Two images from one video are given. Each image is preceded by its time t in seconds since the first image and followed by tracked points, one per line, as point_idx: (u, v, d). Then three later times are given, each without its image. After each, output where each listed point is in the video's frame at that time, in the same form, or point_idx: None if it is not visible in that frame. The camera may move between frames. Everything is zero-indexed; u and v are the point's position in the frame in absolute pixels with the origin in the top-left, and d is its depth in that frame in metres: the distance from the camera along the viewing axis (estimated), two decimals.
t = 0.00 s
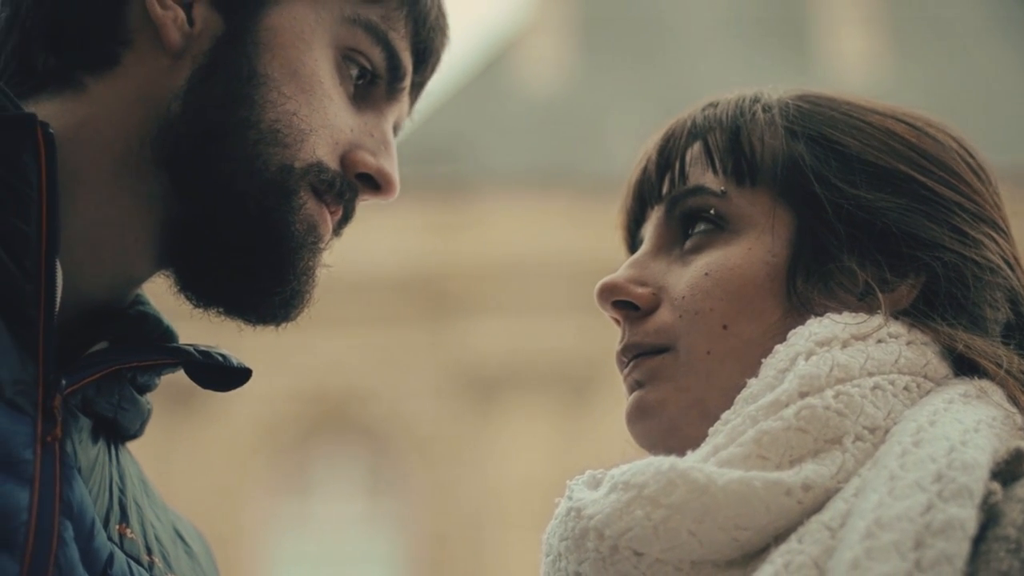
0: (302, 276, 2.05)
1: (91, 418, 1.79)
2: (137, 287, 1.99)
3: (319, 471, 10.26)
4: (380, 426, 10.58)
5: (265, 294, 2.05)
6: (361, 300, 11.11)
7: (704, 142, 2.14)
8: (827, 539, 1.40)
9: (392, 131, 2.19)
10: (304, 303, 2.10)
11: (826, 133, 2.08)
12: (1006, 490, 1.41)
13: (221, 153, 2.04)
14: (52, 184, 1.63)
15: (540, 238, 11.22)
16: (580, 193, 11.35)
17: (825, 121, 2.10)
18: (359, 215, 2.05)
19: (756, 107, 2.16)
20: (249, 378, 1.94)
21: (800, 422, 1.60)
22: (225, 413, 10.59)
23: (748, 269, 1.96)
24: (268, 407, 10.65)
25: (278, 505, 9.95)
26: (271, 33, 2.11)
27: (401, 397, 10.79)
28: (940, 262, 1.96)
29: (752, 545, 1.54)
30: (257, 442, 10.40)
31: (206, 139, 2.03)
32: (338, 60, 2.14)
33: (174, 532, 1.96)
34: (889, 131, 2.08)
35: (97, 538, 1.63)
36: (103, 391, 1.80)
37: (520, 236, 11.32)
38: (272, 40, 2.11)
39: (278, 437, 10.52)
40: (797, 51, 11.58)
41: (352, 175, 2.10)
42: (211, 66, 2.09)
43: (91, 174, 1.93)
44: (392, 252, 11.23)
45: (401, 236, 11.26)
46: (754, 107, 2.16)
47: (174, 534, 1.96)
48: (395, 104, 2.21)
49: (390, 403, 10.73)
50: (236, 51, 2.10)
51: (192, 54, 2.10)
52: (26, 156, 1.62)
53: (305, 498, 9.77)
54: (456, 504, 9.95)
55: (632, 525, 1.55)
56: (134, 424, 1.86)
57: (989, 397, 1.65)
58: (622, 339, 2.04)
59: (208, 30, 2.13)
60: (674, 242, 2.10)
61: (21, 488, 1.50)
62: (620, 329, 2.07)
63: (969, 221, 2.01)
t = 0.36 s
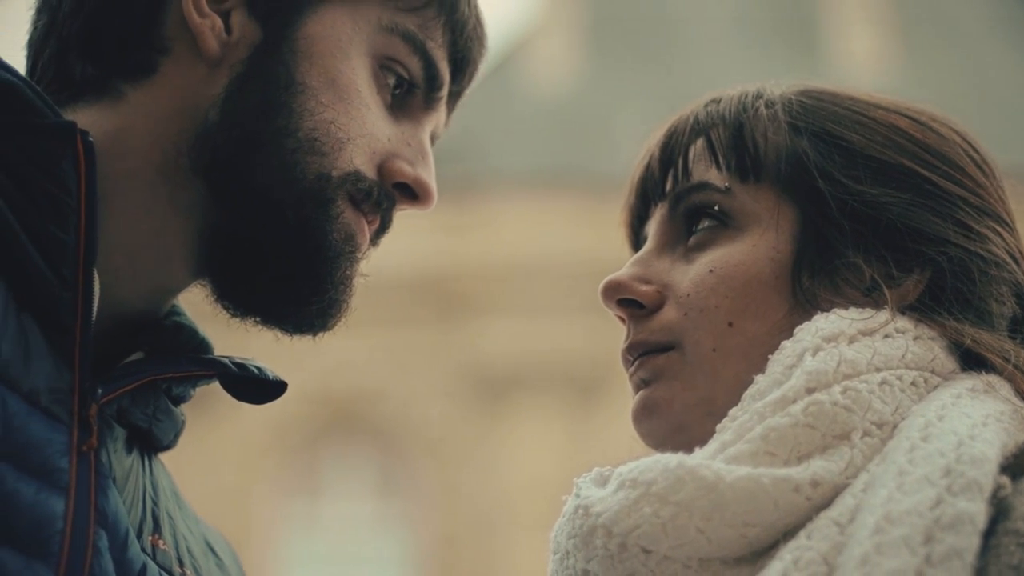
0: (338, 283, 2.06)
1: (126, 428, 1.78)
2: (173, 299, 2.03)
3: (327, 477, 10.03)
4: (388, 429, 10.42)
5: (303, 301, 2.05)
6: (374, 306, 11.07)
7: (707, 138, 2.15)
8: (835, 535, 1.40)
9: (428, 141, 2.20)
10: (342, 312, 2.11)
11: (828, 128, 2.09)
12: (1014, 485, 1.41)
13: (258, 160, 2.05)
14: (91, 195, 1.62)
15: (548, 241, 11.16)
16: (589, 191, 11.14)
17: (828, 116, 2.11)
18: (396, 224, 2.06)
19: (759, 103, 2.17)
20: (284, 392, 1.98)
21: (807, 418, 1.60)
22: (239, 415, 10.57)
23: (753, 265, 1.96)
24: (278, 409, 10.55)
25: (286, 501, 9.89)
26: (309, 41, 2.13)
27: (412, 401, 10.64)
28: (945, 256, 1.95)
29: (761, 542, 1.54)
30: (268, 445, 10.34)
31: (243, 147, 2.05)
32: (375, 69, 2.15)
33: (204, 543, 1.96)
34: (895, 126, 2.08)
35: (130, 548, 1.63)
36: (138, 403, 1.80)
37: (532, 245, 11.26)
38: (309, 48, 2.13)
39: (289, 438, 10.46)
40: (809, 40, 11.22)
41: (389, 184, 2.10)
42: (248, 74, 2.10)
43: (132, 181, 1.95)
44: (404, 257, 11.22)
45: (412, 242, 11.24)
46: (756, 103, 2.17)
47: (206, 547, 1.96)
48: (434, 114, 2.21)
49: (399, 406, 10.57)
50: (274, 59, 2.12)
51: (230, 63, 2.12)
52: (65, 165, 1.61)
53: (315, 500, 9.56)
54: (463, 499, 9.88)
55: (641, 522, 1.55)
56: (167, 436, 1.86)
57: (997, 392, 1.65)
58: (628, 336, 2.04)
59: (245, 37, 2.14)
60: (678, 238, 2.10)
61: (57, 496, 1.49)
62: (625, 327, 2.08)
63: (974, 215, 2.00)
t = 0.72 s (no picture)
0: (377, 292, 2.05)
1: (160, 438, 1.77)
2: (208, 311, 2.02)
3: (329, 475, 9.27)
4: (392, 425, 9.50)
5: (340, 312, 2.05)
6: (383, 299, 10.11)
7: (711, 132, 2.16)
8: (841, 529, 1.40)
9: (464, 150, 2.22)
10: (377, 321, 2.10)
11: (833, 121, 2.09)
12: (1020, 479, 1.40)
13: (297, 165, 2.04)
14: (132, 200, 1.59)
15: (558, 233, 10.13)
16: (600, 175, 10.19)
17: (833, 109, 2.11)
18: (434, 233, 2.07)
19: (763, 96, 2.17)
20: (320, 408, 2.02)
21: (812, 412, 1.59)
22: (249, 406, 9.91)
23: (757, 258, 1.95)
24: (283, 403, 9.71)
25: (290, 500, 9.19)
26: (347, 48, 2.15)
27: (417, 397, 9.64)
28: (949, 247, 1.94)
29: (766, 537, 1.53)
30: (273, 441, 9.51)
31: (282, 154, 2.05)
32: (412, 78, 2.17)
33: (232, 556, 1.96)
34: (900, 117, 2.08)
35: (162, 560, 1.59)
36: (172, 414, 1.78)
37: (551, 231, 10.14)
38: (344, 57, 2.14)
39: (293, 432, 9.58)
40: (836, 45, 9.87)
41: (427, 193, 2.12)
42: (288, 81, 2.12)
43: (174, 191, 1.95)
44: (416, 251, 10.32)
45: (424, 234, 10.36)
46: (760, 96, 2.18)
47: (234, 559, 1.96)
48: (472, 122, 2.25)
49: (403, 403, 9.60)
50: (311, 65, 2.13)
51: (267, 70, 2.14)
52: (107, 171, 1.58)
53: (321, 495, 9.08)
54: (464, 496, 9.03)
55: (646, 517, 1.55)
56: (200, 448, 1.86)
57: (1003, 385, 1.64)
58: (632, 329, 2.05)
59: (282, 45, 2.16)
60: (684, 232, 2.12)
61: (91, 506, 1.46)
62: (630, 321, 2.09)
63: (978, 207, 2.00)
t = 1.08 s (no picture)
0: (403, 306, 2.04)
1: (181, 455, 1.76)
2: (231, 329, 2.02)
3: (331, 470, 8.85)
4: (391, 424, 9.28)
5: (364, 326, 2.04)
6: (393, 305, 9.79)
7: (707, 127, 2.15)
8: (839, 529, 1.39)
9: (492, 164, 2.20)
10: (403, 335, 2.09)
11: (830, 116, 2.08)
12: (1019, 477, 1.39)
13: (326, 181, 2.04)
14: (163, 211, 1.58)
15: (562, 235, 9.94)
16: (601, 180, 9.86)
17: (831, 104, 2.10)
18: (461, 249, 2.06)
19: (760, 91, 2.16)
20: (343, 429, 2.02)
21: (809, 411, 1.59)
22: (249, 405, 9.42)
23: (752, 254, 1.94)
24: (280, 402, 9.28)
25: (294, 498, 8.75)
26: (375, 61, 2.13)
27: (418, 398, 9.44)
28: (946, 245, 1.93)
29: (764, 536, 1.52)
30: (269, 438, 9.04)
31: (311, 169, 2.04)
32: (442, 91, 2.16)
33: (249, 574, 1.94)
34: (895, 111, 2.07)
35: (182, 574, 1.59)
36: (195, 430, 1.78)
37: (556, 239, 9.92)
38: (373, 69, 2.13)
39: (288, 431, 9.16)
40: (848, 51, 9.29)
41: (455, 208, 2.11)
42: (316, 92, 2.11)
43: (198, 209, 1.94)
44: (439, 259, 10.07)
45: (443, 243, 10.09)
46: (757, 91, 2.17)
47: None
48: (500, 136, 2.23)
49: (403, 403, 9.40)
50: (338, 78, 2.12)
51: (295, 83, 2.12)
52: (139, 185, 1.57)
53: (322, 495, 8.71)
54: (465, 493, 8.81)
55: (643, 517, 1.54)
56: (221, 465, 1.85)
57: (1000, 382, 1.63)
58: (628, 327, 2.06)
59: (311, 56, 2.15)
60: (681, 228, 2.11)
61: (113, 520, 1.45)
62: (626, 318, 2.10)
63: (978, 204, 1.99)
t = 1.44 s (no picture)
0: (417, 316, 2.04)
1: (195, 467, 1.74)
2: (245, 341, 2.02)
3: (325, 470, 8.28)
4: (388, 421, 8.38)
5: (379, 337, 2.05)
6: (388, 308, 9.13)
7: (695, 128, 2.15)
8: (834, 529, 1.39)
9: (508, 173, 2.18)
10: (419, 345, 2.10)
11: (818, 115, 2.08)
12: (1015, 476, 1.39)
13: (343, 190, 2.04)
14: (184, 226, 1.55)
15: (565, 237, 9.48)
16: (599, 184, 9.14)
17: (819, 103, 2.10)
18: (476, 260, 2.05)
19: (747, 90, 2.17)
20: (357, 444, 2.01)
21: (803, 411, 1.59)
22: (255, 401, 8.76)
23: (742, 253, 1.94)
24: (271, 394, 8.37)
25: (292, 495, 8.01)
26: (387, 71, 2.12)
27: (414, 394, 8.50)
28: (935, 241, 1.93)
29: (759, 536, 1.52)
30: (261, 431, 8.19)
31: (324, 177, 2.04)
32: (456, 102, 2.14)
33: None
34: (883, 109, 2.07)
35: None
36: (210, 443, 1.76)
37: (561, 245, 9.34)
38: (387, 80, 2.11)
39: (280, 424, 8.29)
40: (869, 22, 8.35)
41: (469, 219, 2.10)
42: (329, 103, 2.09)
43: (210, 218, 1.94)
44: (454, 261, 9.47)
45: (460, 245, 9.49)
46: (745, 90, 2.17)
47: None
48: (514, 145, 2.21)
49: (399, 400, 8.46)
50: (349, 89, 2.10)
51: (309, 93, 2.11)
52: (158, 197, 1.54)
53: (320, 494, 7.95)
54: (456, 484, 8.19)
55: (637, 518, 1.54)
56: (234, 478, 1.83)
57: (994, 380, 1.63)
58: (620, 327, 2.06)
59: (324, 67, 2.14)
60: (672, 228, 2.12)
61: (130, 531, 1.45)
62: (617, 319, 2.10)
63: (967, 200, 1.99)
